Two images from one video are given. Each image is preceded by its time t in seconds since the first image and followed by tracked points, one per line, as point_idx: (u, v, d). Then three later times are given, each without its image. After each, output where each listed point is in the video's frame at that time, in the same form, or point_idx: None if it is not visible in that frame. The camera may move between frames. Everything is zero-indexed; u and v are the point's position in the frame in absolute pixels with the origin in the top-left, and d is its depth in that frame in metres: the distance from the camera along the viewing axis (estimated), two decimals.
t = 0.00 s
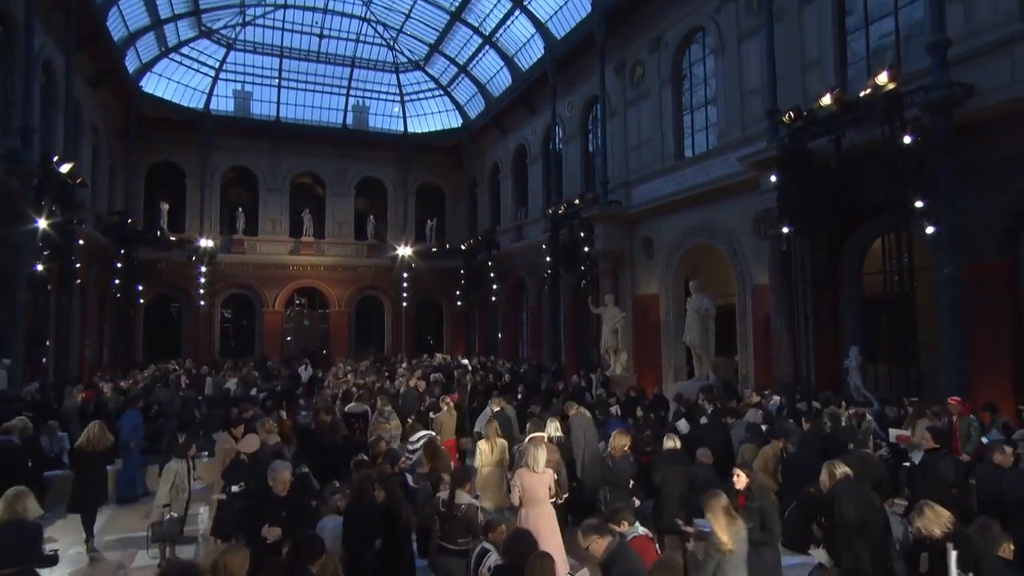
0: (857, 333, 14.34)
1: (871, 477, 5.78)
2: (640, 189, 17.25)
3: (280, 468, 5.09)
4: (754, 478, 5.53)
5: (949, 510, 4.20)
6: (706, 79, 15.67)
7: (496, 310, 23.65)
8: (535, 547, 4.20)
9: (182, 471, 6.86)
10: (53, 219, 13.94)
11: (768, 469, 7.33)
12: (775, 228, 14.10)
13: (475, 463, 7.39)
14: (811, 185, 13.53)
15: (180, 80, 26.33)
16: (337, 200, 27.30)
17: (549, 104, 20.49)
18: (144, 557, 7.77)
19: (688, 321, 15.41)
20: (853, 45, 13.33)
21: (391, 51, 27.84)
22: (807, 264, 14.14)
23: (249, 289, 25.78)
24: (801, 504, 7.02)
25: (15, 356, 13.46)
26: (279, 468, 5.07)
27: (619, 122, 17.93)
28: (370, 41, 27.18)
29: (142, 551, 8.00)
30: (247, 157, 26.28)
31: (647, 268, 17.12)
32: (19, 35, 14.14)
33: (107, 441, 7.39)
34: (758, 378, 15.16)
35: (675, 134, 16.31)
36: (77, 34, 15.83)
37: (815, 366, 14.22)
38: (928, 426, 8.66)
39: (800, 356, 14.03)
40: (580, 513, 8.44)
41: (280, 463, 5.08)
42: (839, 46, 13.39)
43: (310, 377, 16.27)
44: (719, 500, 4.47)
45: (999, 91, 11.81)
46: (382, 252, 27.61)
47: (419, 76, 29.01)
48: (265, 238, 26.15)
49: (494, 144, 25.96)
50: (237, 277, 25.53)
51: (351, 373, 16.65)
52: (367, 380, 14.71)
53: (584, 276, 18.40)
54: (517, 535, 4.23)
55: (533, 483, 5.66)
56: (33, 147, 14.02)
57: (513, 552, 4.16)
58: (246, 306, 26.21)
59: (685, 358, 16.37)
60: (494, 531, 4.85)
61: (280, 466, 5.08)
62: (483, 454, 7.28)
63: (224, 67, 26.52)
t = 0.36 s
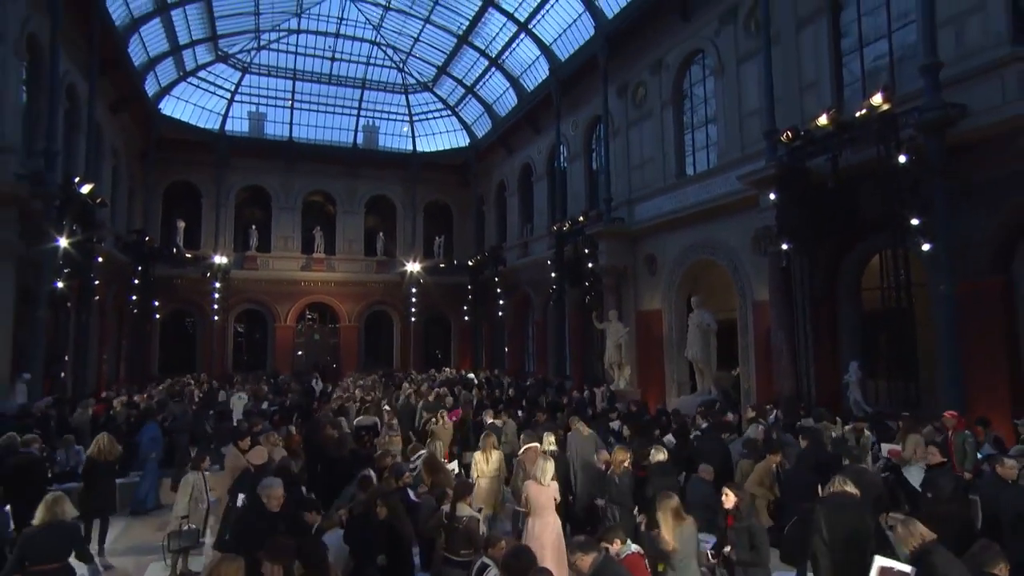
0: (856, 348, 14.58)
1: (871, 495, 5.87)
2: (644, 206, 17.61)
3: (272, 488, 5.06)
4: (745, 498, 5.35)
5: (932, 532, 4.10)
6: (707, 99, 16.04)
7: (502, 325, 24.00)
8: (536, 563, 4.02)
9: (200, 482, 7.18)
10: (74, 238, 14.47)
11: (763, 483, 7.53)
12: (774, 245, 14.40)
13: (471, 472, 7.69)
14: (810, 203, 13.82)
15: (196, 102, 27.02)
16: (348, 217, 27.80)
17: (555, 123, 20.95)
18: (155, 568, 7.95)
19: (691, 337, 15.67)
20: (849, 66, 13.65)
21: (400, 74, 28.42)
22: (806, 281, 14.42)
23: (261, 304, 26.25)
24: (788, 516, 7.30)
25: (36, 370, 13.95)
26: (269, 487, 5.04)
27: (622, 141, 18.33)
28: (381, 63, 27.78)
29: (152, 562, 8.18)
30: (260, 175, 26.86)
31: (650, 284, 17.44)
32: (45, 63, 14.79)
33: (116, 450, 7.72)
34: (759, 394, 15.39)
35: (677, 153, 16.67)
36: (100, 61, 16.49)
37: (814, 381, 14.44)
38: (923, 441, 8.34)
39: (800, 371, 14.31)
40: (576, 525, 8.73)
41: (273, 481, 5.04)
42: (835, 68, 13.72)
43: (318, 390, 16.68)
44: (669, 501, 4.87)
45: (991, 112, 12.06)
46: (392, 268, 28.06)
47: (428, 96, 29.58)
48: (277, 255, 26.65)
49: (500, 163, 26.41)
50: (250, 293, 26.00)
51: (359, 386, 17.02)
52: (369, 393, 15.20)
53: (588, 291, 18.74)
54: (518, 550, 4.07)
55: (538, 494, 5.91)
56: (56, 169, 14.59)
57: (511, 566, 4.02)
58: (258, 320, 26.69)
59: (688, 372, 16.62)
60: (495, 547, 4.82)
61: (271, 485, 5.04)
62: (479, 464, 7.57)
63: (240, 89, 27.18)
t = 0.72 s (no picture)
0: (860, 362, 14.76)
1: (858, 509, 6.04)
2: (650, 223, 17.93)
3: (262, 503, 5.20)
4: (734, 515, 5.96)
5: (925, 548, 4.06)
6: (711, 118, 16.38)
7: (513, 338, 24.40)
8: None
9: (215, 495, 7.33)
10: (98, 256, 14.98)
11: (766, 499, 7.47)
12: (778, 261, 14.68)
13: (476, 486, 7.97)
14: (812, 219, 14.07)
15: (216, 124, 27.70)
16: (362, 233, 28.34)
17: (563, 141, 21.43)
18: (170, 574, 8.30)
19: (697, 352, 15.91)
20: (849, 86, 13.92)
21: (412, 94, 29.00)
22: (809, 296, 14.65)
23: (277, 319, 26.75)
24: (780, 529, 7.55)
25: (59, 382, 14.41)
26: (261, 502, 5.20)
27: (628, 159, 18.73)
28: (393, 84, 28.32)
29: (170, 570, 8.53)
30: (277, 193, 27.50)
31: (657, 299, 17.72)
32: (73, 89, 15.45)
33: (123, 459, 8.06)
34: (765, 408, 15.59)
35: (682, 170, 17.00)
36: (125, 86, 17.13)
37: (819, 394, 14.60)
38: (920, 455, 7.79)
39: (806, 385, 14.48)
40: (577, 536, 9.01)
41: (265, 496, 5.21)
42: (835, 87, 13.97)
43: (332, 402, 17.14)
44: (632, 509, 5.44)
45: (989, 130, 12.25)
46: (404, 283, 28.51)
47: (439, 116, 30.16)
48: (292, 270, 27.18)
49: (509, 181, 26.84)
50: (266, 308, 26.53)
51: (370, 399, 17.43)
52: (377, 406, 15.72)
53: (596, 306, 19.06)
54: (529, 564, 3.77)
55: (548, 506, 6.11)
56: (82, 190, 15.14)
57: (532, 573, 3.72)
58: (274, 335, 27.22)
59: (695, 386, 16.84)
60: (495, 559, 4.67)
61: (262, 499, 5.21)
62: (484, 476, 7.89)
63: (257, 111, 27.83)
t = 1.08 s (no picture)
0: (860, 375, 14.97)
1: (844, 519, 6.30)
2: (654, 238, 18.24)
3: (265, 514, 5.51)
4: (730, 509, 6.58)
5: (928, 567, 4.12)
6: (713, 136, 16.72)
7: (520, 352, 24.73)
8: None
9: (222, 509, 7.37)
10: (117, 272, 15.45)
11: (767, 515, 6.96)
12: (779, 275, 14.95)
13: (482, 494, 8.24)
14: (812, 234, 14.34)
15: (232, 143, 28.35)
16: (372, 248, 28.81)
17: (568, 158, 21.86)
18: None
19: (700, 366, 16.14)
20: (846, 104, 14.23)
21: (422, 113, 29.52)
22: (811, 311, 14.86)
23: (288, 332, 27.18)
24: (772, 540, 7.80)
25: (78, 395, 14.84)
26: (265, 511, 5.52)
27: (632, 176, 19.09)
28: (402, 104, 28.86)
29: None
30: (289, 209, 28.04)
31: (661, 313, 18.01)
32: (95, 112, 16.03)
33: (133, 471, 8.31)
34: (768, 421, 15.79)
35: (685, 187, 17.34)
36: (145, 107, 17.74)
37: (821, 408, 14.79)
38: (907, 472, 8.02)
39: (808, 398, 14.72)
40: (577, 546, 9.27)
41: (269, 506, 5.52)
42: (834, 106, 14.28)
43: (341, 415, 17.52)
44: (611, 517, 5.82)
45: (985, 149, 12.48)
46: (414, 297, 28.91)
47: (447, 134, 30.69)
48: (303, 285, 27.65)
49: (517, 197, 27.25)
50: (278, 322, 26.97)
51: (379, 412, 17.80)
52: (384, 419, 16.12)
53: (601, 320, 19.36)
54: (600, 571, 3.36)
55: (558, 519, 6.13)
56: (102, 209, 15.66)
57: None
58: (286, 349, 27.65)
59: (699, 399, 17.06)
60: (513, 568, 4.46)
61: (266, 508, 5.53)
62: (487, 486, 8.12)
63: (271, 130, 28.43)
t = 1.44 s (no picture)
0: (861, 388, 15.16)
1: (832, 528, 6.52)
2: (658, 253, 18.54)
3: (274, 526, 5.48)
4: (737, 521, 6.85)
5: None
6: (714, 152, 17.05)
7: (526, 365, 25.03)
8: None
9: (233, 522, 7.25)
10: (134, 288, 15.89)
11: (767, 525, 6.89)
12: (780, 289, 15.19)
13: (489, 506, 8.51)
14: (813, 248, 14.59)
15: (246, 161, 28.94)
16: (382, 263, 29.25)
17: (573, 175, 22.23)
18: None
19: (704, 380, 16.34)
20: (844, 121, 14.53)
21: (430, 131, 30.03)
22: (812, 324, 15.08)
23: (299, 345, 27.59)
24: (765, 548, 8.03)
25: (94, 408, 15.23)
26: (274, 522, 5.48)
27: (636, 192, 19.42)
28: (411, 122, 29.38)
29: None
30: (300, 224, 28.54)
31: (664, 327, 18.28)
32: (115, 133, 16.57)
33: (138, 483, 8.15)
34: (771, 434, 15.98)
35: (687, 203, 17.64)
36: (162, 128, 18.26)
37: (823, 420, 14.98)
38: (896, 483, 7.85)
39: (810, 412, 14.89)
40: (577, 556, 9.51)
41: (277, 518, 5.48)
42: (832, 123, 14.56)
43: (349, 428, 17.85)
44: (596, 518, 6.12)
45: (981, 165, 12.68)
46: (422, 311, 29.27)
47: (455, 152, 31.20)
48: (314, 299, 28.09)
49: (523, 213, 27.64)
50: (289, 336, 27.40)
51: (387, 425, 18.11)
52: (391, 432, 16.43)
53: (606, 333, 19.64)
54: None
55: (566, 527, 6.29)
56: (120, 227, 16.14)
57: None
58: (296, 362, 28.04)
59: (702, 412, 17.26)
60: None
61: (274, 519, 5.50)
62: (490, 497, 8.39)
63: (284, 148, 29.00)
